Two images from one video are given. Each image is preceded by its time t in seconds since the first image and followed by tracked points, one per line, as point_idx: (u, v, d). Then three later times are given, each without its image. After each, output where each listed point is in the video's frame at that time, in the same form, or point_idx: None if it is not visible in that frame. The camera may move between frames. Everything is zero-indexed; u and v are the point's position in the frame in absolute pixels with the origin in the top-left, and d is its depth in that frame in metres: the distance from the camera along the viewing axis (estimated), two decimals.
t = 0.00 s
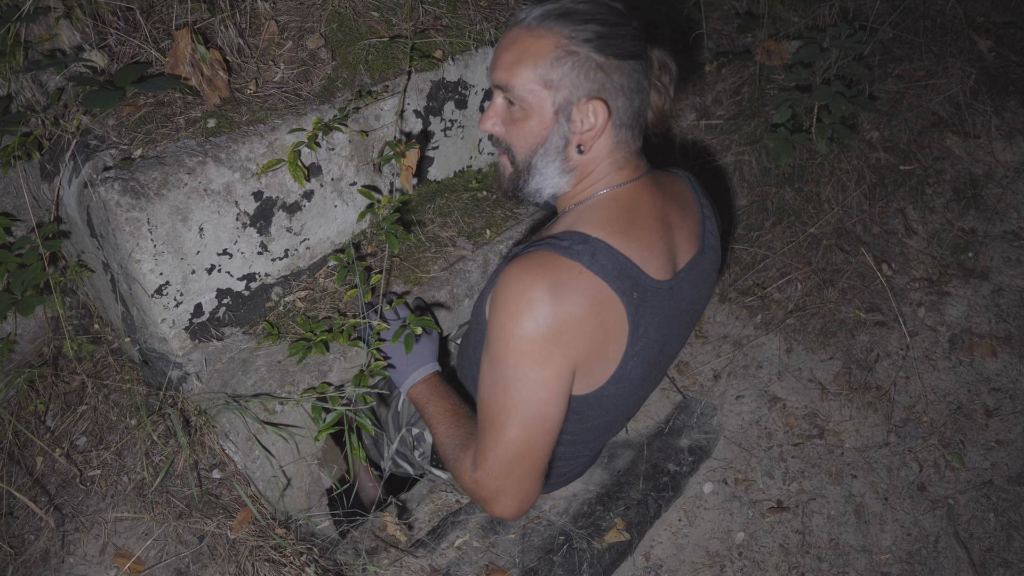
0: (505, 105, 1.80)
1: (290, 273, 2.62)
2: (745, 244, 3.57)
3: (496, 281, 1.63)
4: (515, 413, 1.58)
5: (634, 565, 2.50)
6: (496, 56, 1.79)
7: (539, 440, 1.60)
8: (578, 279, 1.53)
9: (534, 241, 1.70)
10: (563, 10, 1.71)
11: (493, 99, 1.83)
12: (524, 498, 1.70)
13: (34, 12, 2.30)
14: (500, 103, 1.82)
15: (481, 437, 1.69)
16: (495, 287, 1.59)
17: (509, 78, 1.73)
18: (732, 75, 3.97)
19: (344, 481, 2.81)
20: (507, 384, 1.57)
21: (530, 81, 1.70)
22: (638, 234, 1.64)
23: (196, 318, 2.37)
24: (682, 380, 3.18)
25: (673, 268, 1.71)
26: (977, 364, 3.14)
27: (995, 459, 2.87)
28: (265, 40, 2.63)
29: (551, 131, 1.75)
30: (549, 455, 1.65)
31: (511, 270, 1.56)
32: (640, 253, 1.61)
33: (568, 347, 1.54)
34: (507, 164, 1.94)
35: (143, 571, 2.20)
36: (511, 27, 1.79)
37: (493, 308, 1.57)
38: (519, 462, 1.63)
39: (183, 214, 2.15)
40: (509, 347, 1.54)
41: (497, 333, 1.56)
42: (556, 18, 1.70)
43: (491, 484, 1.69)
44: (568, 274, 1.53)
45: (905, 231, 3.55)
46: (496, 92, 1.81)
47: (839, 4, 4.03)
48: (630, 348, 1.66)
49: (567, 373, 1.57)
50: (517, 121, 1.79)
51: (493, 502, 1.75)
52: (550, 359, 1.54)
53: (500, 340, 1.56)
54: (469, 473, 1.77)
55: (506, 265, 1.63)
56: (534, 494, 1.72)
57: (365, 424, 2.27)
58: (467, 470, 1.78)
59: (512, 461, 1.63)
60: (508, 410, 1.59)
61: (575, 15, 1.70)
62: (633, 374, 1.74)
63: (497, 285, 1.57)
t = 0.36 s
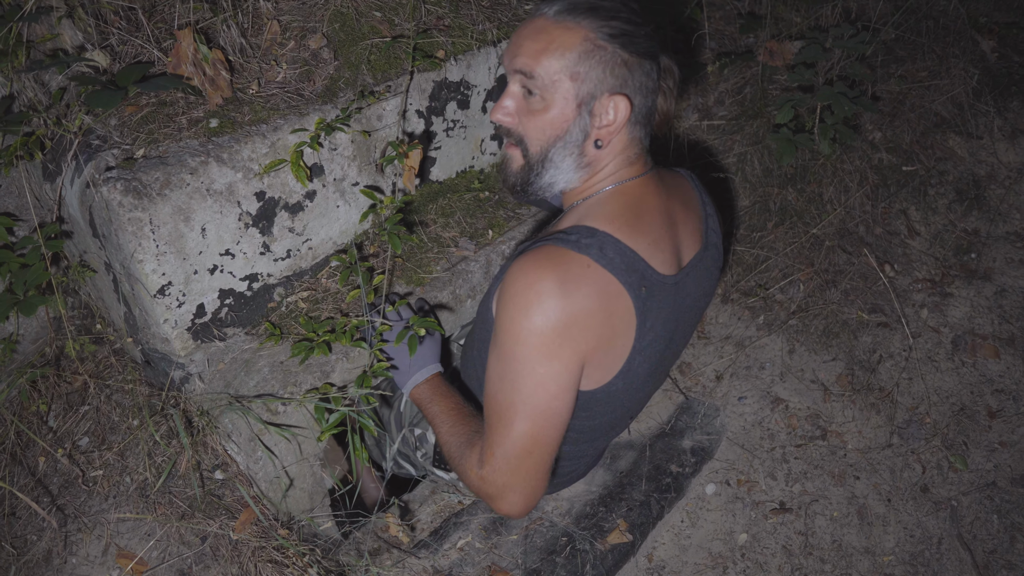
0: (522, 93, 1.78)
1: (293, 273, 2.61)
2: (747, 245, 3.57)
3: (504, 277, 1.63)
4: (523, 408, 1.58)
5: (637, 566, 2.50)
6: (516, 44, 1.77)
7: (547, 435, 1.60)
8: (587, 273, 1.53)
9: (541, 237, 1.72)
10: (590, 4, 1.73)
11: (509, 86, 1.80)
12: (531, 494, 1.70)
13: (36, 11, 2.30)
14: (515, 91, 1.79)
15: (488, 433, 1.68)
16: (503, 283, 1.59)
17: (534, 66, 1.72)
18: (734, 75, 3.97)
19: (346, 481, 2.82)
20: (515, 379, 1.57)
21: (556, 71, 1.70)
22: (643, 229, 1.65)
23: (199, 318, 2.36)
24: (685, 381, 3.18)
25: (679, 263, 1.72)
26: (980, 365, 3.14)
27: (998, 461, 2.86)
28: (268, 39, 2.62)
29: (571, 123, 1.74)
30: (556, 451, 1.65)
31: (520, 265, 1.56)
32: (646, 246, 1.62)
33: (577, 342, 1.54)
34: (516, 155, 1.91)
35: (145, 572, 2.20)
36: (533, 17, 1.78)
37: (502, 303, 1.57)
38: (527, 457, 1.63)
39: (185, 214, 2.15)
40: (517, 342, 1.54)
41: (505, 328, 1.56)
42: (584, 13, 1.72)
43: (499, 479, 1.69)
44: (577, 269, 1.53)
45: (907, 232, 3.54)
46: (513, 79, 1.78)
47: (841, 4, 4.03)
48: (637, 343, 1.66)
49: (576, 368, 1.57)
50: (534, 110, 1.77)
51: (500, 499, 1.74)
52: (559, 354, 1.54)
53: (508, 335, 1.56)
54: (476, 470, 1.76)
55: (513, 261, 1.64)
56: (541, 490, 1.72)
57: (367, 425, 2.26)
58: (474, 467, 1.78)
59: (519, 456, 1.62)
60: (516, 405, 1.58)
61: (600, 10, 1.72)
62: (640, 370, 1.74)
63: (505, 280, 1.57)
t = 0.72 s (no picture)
0: (573, 82, 1.77)
1: (297, 274, 2.61)
2: (750, 246, 3.57)
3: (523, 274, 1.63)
4: (542, 405, 1.58)
5: (640, 566, 2.51)
6: (573, 30, 1.78)
7: (566, 431, 1.60)
8: (610, 270, 1.55)
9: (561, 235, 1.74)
10: (646, 4, 1.79)
11: (559, 71, 1.79)
12: (546, 491, 1.70)
13: (42, 12, 2.30)
14: (565, 78, 1.78)
15: (504, 430, 1.68)
16: (523, 279, 1.59)
17: (594, 55, 1.73)
18: (737, 76, 3.97)
19: (350, 481, 2.82)
20: (536, 376, 1.56)
21: (615, 64, 1.72)
22: (661, 227, 1.68)
23: (204, 318, 2.37)
24: (688, 381, 3.18)
25: (693, 262, 1.75)
26: (983, 366, 3.14)
27: (1002, 462, 2.86)
28: (272, 40, 2.62)
29: (618, 118, 1.76)
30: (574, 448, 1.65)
31: (542, 260, 1.56)
32: (665, 244, 1.66)
33: (599, 339, 1.54)
34: (550, 144, 1.88)
35: (150, 572, 2.20)
36: (591, 6, 1.81)
37: (523, 299, 1.57)
38: (545, 454, 1.63)
39: (190, 215, 2.15)
40: (539, 338, 1.54)
41: (526, 324, 1.56)
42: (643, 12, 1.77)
43: (516, 476, 1.68)
44: (600, 265, 1.55)
45: (911, 234, 3.54)
46: (565, 64, 1.77)
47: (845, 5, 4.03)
48: (655, 342, 1.68)
49: (597, 366, 1.57)
50: (582, 100, 1.77)
51: (515, 497, 1.74)
52: (581, 350, 1.54)
53: (529, 331, 1.55)
54: (491, 468, 1.76)
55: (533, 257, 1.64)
56: (555, 487, 1.72)
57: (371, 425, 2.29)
58: (488, 465, 1.76)
59: (538, 452, 1.62)
60: (535, 401, 1.58)
61: (657, 11, 1.78)
62: (656, 368, 1.76)
63: (526, 275, 1.57)
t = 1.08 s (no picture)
0: (615, 82, 1.85)
1: (301, 273, 2.61)
2: (754, 247, 3.56)
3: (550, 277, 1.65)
4: (570, 403, 1.59)
5: (643, 566, 2.51)
6: (617, 30, 1.87)
7: (596, 429, 1.62)
8: (642, 270, 1.60)
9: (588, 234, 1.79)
10: (686, 9, 1.88)
11: (601, 70, 1.87)
12: (569, 491, 1.71)
13: (47, 11, 2.31)
14: (608, 77, 1.86)
15: (529, 429, 1.68)
16: (554, 278, 1.62)
17: (639, 55, 1.81)
18: (742, 76, 3.97)
19: (354, 480, 2.79)
20: (568, 375, 1.58)
21: (658, 65, 1.82)
22: (685, 229, 1.76)
23: (207, 317, 2.37)
24: (691, 381, 3.17)
25: (711, 264, 1.82)
26: (987, 368, 3.13)
27: (1006, 464, 2.85)
28: (277, 39, 2.62)
29: (656, 119, 1.86)
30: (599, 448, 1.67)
31: (573, 259, 1.59)
32: (690, 244, 1.73)
33: (630, 338, 1.57)
34: (585, 142, 1.95)
35: (153, 571, 2.20)
36: (633, 7, 1.89)
37: (553, 297, 1.60)
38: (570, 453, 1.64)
39: (194, 213, 2.15)
40: (572, 337, 1.56)
41: (556, 321, 1.58)
42: (685, 17, 1.86)
43: (540, 476, 1.69)
44: (632, 265, 1.59)
45: (915, 234, 3.54)
46: (608, 64, 1.85)
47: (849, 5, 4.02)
48: (678, 342, 1.73)
49: (627, 366, 1.60)
50: (623, 99, 1.86)
51: (538, 498, 1.74)
52: (612, 349, 1.56)
53: (559, 329, 1.58)
54: (514, 468, 1.76)
55: (561, 257, 1.67)
56: (577, 489, 1.73)
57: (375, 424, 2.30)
58: (514, 466, 1.77)
59: (568, 452, 1.63)
60: (565, 400, 1.59)
61: (696, 16, 1.87)
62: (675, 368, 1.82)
63: (557, 276, 1.60)
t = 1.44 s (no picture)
0: (638, 87, 1.86)
1: (301, 274, 2.62)
2: (753, 249, 3.58)
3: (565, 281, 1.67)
4: (585, 406, 1.61)
5: (640, 567, 2.53)
6: (642, 35, 1.87)
7: (612, 432, 1.63)
8: (656, 275, 1.62)
9: (599, 239, 1.80)
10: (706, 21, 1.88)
11: (625, 74, 1.87)
12: (583, 496, 1.72)
13: (51, 16, 2.34)
14: (630, 82, 1.87)
15: (544, 433, 1.69)
16: (567, 282, 1.64)
17: (664, 62, 1.83)
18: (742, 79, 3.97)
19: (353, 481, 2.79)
20: (583, 379, 1.59)
21: (682, 74, 1.84)
22: (695, 234, 1.78)
23: (208, 319, 2.38)
24: (690, 383, 3.19)
25: (717, 267, 1.85)
26: (986, 370, 3.13)
27: (1003, 466, 2.85)
28: (278, 43, 2.64)
29: (673, 127, 1.87)
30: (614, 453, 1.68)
31: (588, 265, 1.61)
32: (700, 250, 1.75)
33: (645, 341, 1.58)
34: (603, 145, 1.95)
35: (154, 571, 2.23)
36: (660, 14, 1.90)
37: (568, 301, 1.62)
38: (584, 457, 1.65)
39: (195, 216, 2.17)
40: (587, 340, 1.58)
41: (570, 326, 1.60)
42: (709, 29, 1.88)
43: (553, 479, 1.70)
44: (646, 270, 1.61)
45: (914, 237, 3.54)
46: (632, 68, 1.86)
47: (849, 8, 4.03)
48: (688, 345, 1.76)
49: (642, 369, 1.61)
50: (644, 104, 1.86)
51: (552, 500, 1.75)
52: (627, 353, 1.58)
53: (572, 332, 1.59)
54: (528, 470, 1.77)
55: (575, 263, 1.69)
56: (591, 494, 1.73)
57: (379, 428, 2.36)
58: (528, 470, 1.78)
59: (584, 454, 1.64)
60: (580, 403, 1.60)
61: (718, 30, 1.89)
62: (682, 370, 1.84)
63: (572, 282, 1.62)
